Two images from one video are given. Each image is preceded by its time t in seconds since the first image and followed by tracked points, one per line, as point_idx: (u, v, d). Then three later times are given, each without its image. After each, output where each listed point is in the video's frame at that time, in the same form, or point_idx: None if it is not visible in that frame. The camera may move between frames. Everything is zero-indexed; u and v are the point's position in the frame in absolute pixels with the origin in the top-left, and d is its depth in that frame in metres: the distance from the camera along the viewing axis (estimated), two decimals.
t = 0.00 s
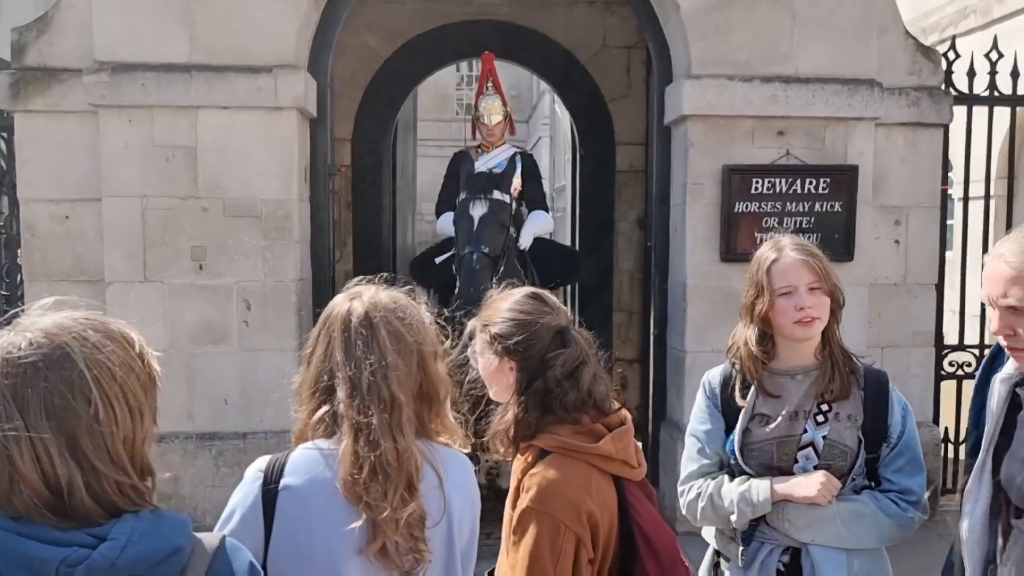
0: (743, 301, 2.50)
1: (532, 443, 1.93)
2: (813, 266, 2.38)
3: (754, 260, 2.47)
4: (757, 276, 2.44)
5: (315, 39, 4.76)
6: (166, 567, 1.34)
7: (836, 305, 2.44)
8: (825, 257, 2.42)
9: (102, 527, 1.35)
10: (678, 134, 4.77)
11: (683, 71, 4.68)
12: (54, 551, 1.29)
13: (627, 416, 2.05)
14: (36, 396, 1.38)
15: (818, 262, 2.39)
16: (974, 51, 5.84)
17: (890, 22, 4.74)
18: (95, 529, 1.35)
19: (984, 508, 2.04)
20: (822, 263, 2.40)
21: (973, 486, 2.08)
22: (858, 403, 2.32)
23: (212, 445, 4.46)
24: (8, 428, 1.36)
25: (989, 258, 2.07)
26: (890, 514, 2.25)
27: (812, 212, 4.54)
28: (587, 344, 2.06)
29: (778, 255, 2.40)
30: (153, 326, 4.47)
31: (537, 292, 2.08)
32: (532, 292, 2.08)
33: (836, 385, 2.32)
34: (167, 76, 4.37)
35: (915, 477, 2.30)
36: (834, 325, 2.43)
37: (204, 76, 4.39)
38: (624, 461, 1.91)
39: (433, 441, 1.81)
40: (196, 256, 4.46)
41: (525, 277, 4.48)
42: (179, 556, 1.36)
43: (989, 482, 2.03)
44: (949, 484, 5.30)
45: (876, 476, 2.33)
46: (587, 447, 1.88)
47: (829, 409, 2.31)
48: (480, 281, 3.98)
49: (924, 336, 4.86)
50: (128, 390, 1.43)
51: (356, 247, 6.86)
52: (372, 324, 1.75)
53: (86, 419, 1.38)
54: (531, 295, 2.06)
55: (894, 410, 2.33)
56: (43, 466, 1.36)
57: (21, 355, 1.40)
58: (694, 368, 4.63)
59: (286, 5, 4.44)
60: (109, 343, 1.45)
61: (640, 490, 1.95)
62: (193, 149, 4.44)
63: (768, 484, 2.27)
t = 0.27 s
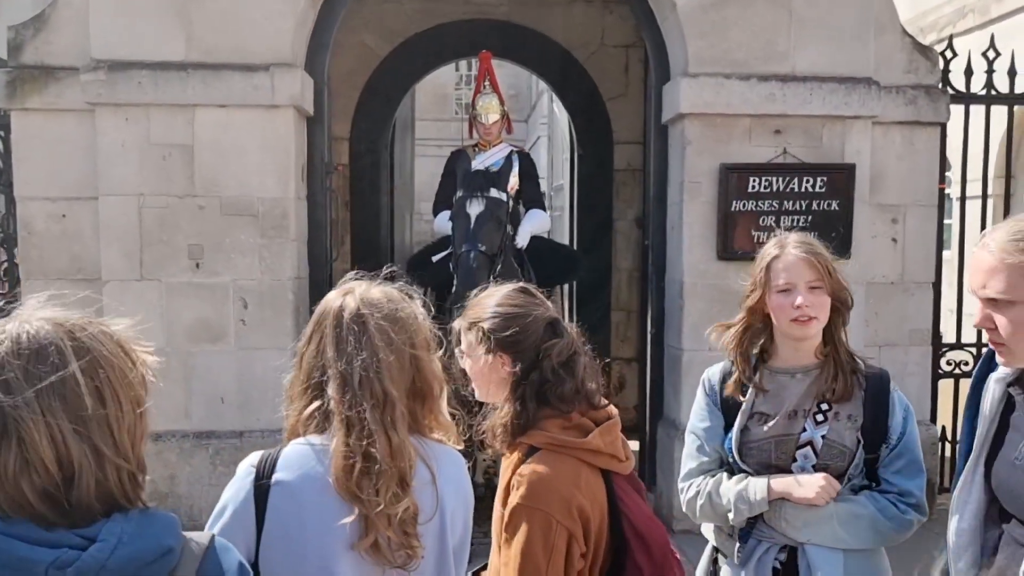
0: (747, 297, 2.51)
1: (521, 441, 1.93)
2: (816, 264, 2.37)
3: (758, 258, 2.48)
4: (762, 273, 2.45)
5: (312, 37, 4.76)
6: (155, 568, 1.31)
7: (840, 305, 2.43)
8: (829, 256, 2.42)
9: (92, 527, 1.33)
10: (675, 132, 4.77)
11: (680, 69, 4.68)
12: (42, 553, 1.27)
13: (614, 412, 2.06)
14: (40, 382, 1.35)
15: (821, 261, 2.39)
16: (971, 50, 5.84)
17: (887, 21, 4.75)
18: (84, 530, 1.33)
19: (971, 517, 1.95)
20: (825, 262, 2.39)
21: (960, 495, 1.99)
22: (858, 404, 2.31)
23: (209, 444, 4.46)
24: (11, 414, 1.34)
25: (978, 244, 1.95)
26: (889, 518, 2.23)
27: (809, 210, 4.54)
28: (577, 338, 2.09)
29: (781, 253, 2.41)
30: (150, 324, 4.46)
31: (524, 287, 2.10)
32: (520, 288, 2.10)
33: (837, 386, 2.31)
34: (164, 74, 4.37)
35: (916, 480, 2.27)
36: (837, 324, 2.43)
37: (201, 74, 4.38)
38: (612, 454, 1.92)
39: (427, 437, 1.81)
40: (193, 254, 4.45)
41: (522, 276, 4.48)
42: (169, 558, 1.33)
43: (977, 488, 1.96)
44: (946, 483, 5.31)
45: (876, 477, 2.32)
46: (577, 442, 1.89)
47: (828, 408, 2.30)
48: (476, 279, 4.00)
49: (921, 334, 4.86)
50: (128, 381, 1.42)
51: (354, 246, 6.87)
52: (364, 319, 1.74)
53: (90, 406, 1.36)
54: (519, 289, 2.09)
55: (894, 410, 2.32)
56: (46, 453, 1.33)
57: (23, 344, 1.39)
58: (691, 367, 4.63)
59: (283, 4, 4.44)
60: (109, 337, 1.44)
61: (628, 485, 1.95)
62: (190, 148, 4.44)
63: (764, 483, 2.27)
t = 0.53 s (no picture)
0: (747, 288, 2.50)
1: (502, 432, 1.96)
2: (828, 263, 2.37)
3: (764, 250, 2.46)
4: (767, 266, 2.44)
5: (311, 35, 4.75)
6: (153, 565, 1.31)
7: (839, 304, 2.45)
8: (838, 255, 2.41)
9: (89, 522, 1.32)
10: (674, 131, 4.76)
11: (679, 67, 4.68)
12: (39, 549, 1.26)
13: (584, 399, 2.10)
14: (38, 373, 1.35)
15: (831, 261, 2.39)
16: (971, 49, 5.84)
17: (886, 19, 4.74)
18: (80, 525, 1.32)
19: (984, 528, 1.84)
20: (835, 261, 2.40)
21: (963, 502, 1.89)
22: (859, 401, 2.30)
23: (209, 442, 4.46)
24: (7, 405, 1.33)
25: (965, 238, 1.81)
26: (884, 515, 2.23)
27: (808, 209, 4.54)
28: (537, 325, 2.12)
29: (794, 248, 2.39)
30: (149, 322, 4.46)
31: (474, 285, 2.13)
32: (471, 285, 2.13)
33: (838, 384, 2.31)
34: (162, 72, 4.37)
35: (912, 477, 2.26)
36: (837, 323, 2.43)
37: (199, 72, 4.38)
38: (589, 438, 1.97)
39: (423, 431, 1.81)
40: (191, 252, 4.45)
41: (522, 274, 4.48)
42: (166, 553, 1.33)
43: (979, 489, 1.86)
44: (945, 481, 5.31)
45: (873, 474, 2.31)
46: (555, 427, 1.93)
47: (826, 404, 2.31)
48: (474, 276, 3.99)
49: (920, 333, 4.86)
50: (127, 376, 1.43)
51: (353, 244, 6.87)
52: (360, 312, 1.75)
53: (90, 399, 1.36)
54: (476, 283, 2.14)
55: (892, 407, 2.30)
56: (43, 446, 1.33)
57: (20, 335, 1.38)
58: (690, 365, 4.63)
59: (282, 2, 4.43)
60: (107, 332, 1.44)
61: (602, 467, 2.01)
62: (188, 146, 4.43)
63: (759, 477, 2.27)
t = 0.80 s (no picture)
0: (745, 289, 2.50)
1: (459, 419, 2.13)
2: (823, 260, 2.37)
3: (763, 251, 2.45)
4: (767, 266, 2.43)
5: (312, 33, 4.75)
6: (156, 558, 1.32)
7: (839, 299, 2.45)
8: (836, 251, 2.41)
9: (92, 515, 1.33)
10: (675, 129, 4.76)
11: (680, 65, 4.67)
12: (42, 541, 1.27)
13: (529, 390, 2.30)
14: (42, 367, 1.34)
15: (827, 258, 2.38)
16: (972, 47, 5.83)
17: (888, 18, 4.74)
18: (82, 517, 1.32)
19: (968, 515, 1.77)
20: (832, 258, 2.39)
21: (951, 492, 1.82)
22: (859, 397, 2.30)
23: (210, 440, 4.46)
24: (8, 398, 1.32)
25: (954, 230, 1.78)
26: (884, 510, 2.22)
27: (809, 207, 4.54)
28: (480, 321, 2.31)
29: (792, 251, 2.38)
30: (150, 320, 4.47)
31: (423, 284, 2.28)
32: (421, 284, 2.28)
33: (838, 380, 2.31)
34: (163, 70, 4.37)
35: (911, 473, 2.26)
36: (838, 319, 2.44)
37: (200, 71, 4.38)
38: (535, 424, 2.18)
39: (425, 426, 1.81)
40: (192, 250, 4.45)
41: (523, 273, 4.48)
42: (170, 546, 1.34)
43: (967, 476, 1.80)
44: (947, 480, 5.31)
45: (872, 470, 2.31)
46: (506, 414, 2.13)
47: (825, 400, 2.31)
48: (477, 273, 4.00)
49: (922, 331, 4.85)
50: (132, 372, 1.42)
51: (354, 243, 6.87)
52: (359, 309, 1.74)
53: (93, 395, 1.36)
54: (421, 287, 2.26)
55: (892, 403, 2.30)
56: (46, 440, 1.32)
57: (27, 328, 1.37)
58: (691, 363, 4.63)
59: None
60: (115, 327, 1.44)
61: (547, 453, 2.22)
62: (189, 144, 4.43)
63: (758, 472, 2.26)
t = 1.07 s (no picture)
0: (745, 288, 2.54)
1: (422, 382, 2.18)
2: (814, 256, 2.37)
3: (760, 250, 2.50)
4: (764, 265, 2.47)
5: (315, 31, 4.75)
6: (164, 549, 1.30)
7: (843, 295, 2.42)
8: (831, 247, 2.40)
9: (101, 506, 1.32)
10: (679, 128, 4.76)
11: (684, 64, 4.66)
12: (49, 532, 1.27)
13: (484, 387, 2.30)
14: (52, 358, 1.34)
15: (822, 253, 2.38)
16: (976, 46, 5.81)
17: (892, 16, 4.73)
18: (91, 509, 1.32)
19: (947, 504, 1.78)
20: (827, 253, 2.39)
21: (932, 477, 1.84)
22: (864, 394, 2.30)
23: (212, 439, 4.46)
24: (22, 388, 1.32)
25: (933, 219, 1.87)
26: (889, 506, 2.21)
27: (813, 206, 4.53)
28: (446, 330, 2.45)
29: (784, 243, 2.42)
30: (153, 318, 4.46)
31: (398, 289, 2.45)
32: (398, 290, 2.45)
33: (842, 377, 2.30)
34: (166, 69, 4.36)
35: (915, 469, 2.25)
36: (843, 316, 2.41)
37: (203, 69, 4.38)
38: (484, 407, 2.15)
39: (430, 421, 1.80)
40: (195, 249, 4.44)
41: (526, 271, 4.47)
42: (177, 539, 1.32)
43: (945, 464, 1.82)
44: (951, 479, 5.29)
45: (877, 467, 2.29)
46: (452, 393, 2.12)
47: (829, 397, 2.31)
48: (480, 272, 3.99)
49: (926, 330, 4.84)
50: (143, 365, 1.42)
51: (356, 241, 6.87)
52: (364, 301, 1.74)
53: (104, 388, 1.35)
54: (409, 267, 2.30)
55: (896, 398, 2.29)
56: (59, 431, 1.32)
57: (40, 319, 1.37)
58: (695, 362, 4.62)
59: None
60: (127, 320, 1.43)
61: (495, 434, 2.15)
62: (192, 143, 4.43)
63: (763, 469, 2.26)
